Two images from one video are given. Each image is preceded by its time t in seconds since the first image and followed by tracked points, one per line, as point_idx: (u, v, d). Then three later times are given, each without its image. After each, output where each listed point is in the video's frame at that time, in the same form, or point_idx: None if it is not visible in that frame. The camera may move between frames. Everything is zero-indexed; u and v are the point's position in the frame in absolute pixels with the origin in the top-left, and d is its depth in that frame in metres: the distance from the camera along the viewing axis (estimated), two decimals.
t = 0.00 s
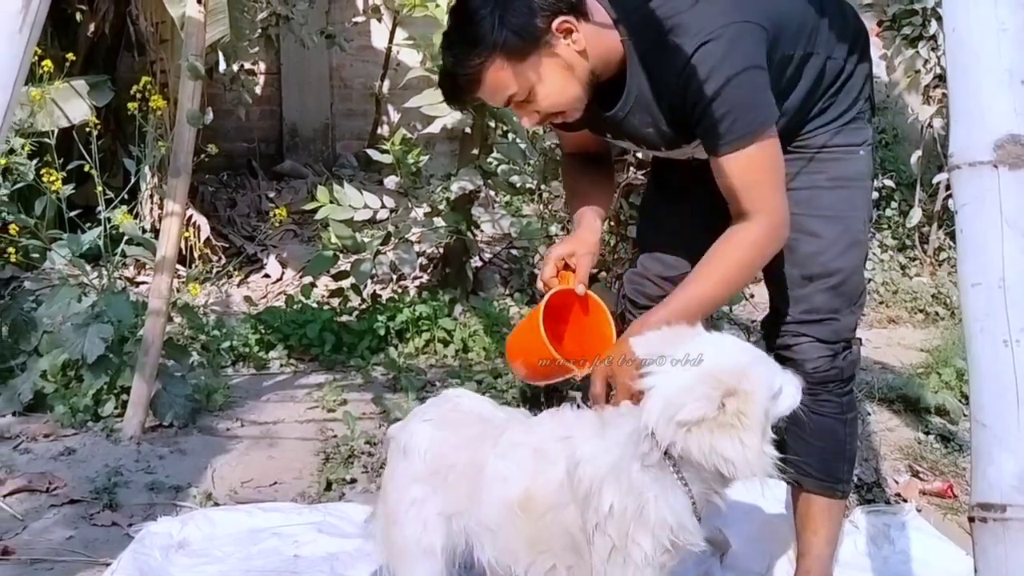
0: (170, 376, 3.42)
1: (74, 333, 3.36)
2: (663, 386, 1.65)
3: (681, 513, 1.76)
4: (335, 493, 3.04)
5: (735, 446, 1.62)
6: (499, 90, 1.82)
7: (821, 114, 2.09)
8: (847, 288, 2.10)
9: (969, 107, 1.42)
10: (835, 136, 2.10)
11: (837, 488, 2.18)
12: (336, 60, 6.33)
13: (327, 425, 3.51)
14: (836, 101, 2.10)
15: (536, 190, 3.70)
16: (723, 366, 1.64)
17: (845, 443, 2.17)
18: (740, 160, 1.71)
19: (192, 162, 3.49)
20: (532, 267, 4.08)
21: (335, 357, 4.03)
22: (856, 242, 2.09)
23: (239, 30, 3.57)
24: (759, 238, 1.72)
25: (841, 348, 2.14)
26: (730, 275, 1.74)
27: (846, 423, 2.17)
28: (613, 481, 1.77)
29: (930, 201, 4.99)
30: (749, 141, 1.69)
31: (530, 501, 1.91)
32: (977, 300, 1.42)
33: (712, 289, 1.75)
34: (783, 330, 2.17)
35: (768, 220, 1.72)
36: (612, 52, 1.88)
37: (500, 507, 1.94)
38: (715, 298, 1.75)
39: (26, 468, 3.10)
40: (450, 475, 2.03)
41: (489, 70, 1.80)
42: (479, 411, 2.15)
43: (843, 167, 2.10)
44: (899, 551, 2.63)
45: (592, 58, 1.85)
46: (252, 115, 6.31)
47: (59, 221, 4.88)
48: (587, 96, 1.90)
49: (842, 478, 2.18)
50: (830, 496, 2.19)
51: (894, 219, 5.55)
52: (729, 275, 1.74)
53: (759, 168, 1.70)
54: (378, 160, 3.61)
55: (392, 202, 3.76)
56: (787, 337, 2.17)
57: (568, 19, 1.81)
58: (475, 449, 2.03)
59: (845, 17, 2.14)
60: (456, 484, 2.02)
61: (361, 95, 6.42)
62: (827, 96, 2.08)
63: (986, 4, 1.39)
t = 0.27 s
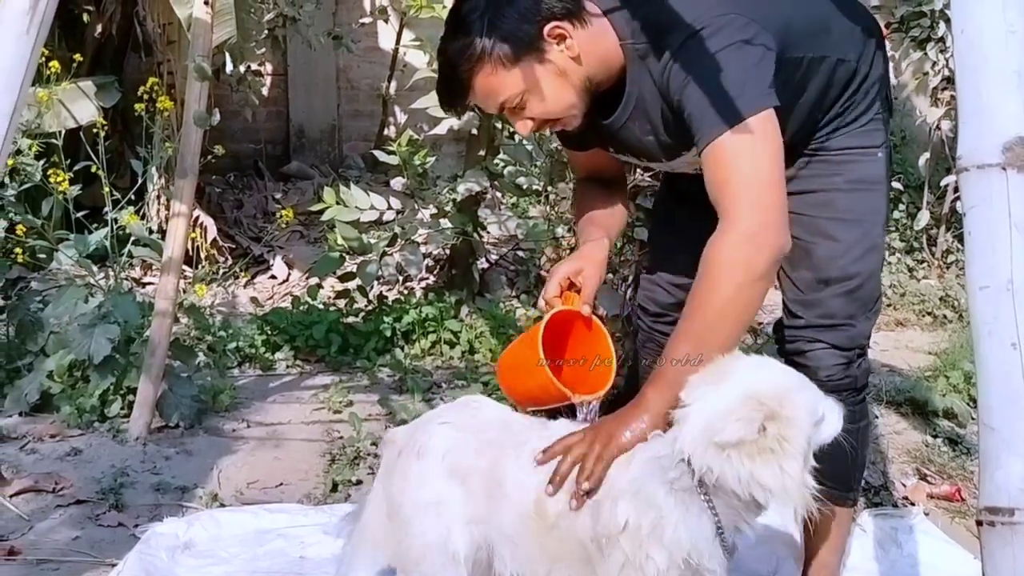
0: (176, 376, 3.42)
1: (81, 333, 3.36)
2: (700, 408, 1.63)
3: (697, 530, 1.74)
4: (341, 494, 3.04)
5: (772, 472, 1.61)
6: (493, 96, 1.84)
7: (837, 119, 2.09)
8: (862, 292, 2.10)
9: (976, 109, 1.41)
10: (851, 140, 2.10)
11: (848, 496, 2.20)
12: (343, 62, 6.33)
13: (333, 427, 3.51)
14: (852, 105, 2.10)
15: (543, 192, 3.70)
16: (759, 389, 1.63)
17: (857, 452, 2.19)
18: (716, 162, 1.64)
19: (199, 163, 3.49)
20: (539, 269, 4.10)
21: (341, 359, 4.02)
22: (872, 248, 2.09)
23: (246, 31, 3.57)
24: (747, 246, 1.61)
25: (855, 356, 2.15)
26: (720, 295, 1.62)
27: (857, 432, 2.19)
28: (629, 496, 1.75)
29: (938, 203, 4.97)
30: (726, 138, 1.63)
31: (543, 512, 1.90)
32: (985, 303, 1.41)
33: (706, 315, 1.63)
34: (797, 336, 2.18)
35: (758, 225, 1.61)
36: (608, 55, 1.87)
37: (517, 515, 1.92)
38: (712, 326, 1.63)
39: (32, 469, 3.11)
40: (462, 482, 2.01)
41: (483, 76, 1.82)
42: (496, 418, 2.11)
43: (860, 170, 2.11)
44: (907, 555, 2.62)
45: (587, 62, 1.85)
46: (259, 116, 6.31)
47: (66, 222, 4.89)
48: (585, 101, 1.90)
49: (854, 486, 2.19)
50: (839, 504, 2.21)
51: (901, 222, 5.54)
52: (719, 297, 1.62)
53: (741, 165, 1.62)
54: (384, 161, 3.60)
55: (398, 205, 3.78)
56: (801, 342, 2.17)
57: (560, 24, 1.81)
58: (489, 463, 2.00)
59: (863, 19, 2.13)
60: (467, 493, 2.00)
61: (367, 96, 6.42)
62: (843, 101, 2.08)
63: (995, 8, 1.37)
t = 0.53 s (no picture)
0: (177, 377, 3.42)
1: (82, 333, 3.36)
2: (689, 405, 1.66)
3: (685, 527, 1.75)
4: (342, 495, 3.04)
5: (756, 473, 1.62)
6: (495, 108, 1.86)
7: (858, 123, 2.08)
8: (883, 303, 2.09)
9: (978, 111, 1.41)
10: (874, 143, 2.10)
11: (855, 507, 2.20)
12: (343, 62, 6.34)
13: (333, 427, 3.51)
14: (875, 108, 2.09)
15: (543, 193, 3.72)
16: (750, 392, 1.66)
17: (868, 464, 2.18)
18: (708, 178, 1.65)
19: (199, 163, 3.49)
20: (540, 270, 4.08)
21: (341, 359, 4.03)
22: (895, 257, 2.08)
23: (247, 32, 3.57)
24: (726, 264, 1.62)
25: (872, 368, 2.13)
26: (696, 308, 1.65)
27: (871, 443, 2.17)
28: (613, 491, 1.76)
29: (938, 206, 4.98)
30: (720, 155, 1.63)
31: (521, 516, 1.85)
32: (986, 305, 1.41)
33: (683, 326, 1.67)
34: (814, 344, 2.16)
35: (739, 243, 1.62)
36: (612, 65, 1.85)
37: (492, 525, 1.87)
38: (689, 338, 1.67)
39: (32, 469, 3.11)
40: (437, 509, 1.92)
41: (480, 89, 1.85)
42: (456, 436, 2.05)
43: (882, 175, 2.10)
44: (907, 557, 2.62)
45: (589, 74, 1.84)
46: (259, 116, 6.31)
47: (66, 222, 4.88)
48: (590, 110, 1.90)
49: (862, 498, 2.20)
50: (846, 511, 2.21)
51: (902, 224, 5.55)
52: (696, 310, 1.65)
53: (731, 183, 1.62)
54: (384, 161, 3.60)
55: (398, 205, 3.76)
56: (818, 351, 2.15)
57: (559, 37, 1.80)
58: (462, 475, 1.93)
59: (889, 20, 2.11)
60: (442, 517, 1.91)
61: (368, 97, 6.42)
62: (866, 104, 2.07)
63: (997, 10, 1.37)
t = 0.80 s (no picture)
0: (176, 376, 3.42)
1: (81, 333, 3.36)
2: (686, 410, 1.71)
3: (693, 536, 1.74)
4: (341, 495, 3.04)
5: (756, 481, 1.65)
6: (489, 95, 1.92)
7: (885, 128, 2.07)
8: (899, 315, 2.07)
9: (979, 112, 1.40)
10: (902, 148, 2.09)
11: (861, 517, 2.18)
12: (344, 62, 6.34)
13: (333, 427, 3.51)
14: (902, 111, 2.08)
15: (543, 193, 3.69)
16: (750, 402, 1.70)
17: (877, 476, 2.17)
18: (667, 159, 1.69)
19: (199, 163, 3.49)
20: (539, 269, 4.00)
21: (341, 359, 4.03)
22: (918, 268, 2.07)
23: (247, 32, 3.58)
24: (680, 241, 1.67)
25: (885, 381, 2.12)
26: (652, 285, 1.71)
27: (881, 457, 2.16)
28: (619, 502, 1.76)
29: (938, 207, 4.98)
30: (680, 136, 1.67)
31: (520, 529, 1.84)
32: (986, 305, 1.41)
33: (640, 303, 1.73)
34: (827, 354, 2.15)
35: (692, 221, 1.66)
36: (603, 59, 1.83)
37: (491, 539, 1.85)
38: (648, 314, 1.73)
39: (31, 468, 3.11)
40: (436, 522, 1.88)
41: (474, 78, 1.91)
42: (447, 447, 2.03)
43: (908, 181, 2.08)
44: (907, 558, 2.62)
45: (575, 67, 1.84)
46: (260, 116, 6.31)
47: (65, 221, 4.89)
48: (583, 101, 1.90)
49: (867, 508, 2.18)
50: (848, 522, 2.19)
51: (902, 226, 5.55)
52: (652, 287, 1.71)
53: (687, 163, 1.66)
54: (384, 161, 3.60)
55: (398, 205, 3.75)
56: (831, 360, 2.14)
57: (547, 29, 1.83)
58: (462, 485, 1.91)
59: (919, 21, 2.09)
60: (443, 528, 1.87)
61: (368, 97, 6.43)
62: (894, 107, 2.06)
63: (998, 10, 1.37)
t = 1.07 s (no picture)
0: (178, 377, 3.42)
1: (82, 333, 3.36)
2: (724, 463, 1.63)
3: None
4: (343, 494, 3.04)
5: (801, 533, 1.56)
6: (437, 91, 1.89)
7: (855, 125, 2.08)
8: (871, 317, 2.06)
9: (979, 110, 1.40)
10: (869, 149, 2.09)
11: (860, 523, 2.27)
12: (344, 62, 6.34)
13: (334, 427, 3.51)
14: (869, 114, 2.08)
15: (544, 192, 3.70)
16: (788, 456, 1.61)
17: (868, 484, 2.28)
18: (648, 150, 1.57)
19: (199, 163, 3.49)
20: (540, 270, 3.99)
21: (342, 359, 4.03)
22: (884, 269, 2.04)
23: (247, 33, 3.57)
24: (690, 245, 1.53)
25: (856, 391, 2.14)
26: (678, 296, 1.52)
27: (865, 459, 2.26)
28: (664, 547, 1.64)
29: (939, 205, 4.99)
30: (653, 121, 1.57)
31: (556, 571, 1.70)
32: (987, 303, 1.40)
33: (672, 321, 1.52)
34: (797, 364, 2.20)
35: (702, 214, 1.54)
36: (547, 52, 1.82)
37: None
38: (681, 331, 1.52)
39: (32, 469, 3.10)
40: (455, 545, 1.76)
41: (421, 74, 1.89)
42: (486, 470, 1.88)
43: (876, 182, 2.08)
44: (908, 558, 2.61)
45: (519, 58, 1.82)
46: (260, 117, 6.31)
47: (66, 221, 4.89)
48: (533, 97, 1.87)
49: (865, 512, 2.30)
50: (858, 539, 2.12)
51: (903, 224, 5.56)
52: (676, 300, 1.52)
53: (673, 148, 1.55)
54: (385, 161, 3.59)
55: (399, 205, 3.74)
56: (801, 372, 2.19)
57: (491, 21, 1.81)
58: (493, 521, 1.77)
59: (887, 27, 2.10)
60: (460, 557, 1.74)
61: (369, 97, 6.43)
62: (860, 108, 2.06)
63: (998, 10, 1.37)
